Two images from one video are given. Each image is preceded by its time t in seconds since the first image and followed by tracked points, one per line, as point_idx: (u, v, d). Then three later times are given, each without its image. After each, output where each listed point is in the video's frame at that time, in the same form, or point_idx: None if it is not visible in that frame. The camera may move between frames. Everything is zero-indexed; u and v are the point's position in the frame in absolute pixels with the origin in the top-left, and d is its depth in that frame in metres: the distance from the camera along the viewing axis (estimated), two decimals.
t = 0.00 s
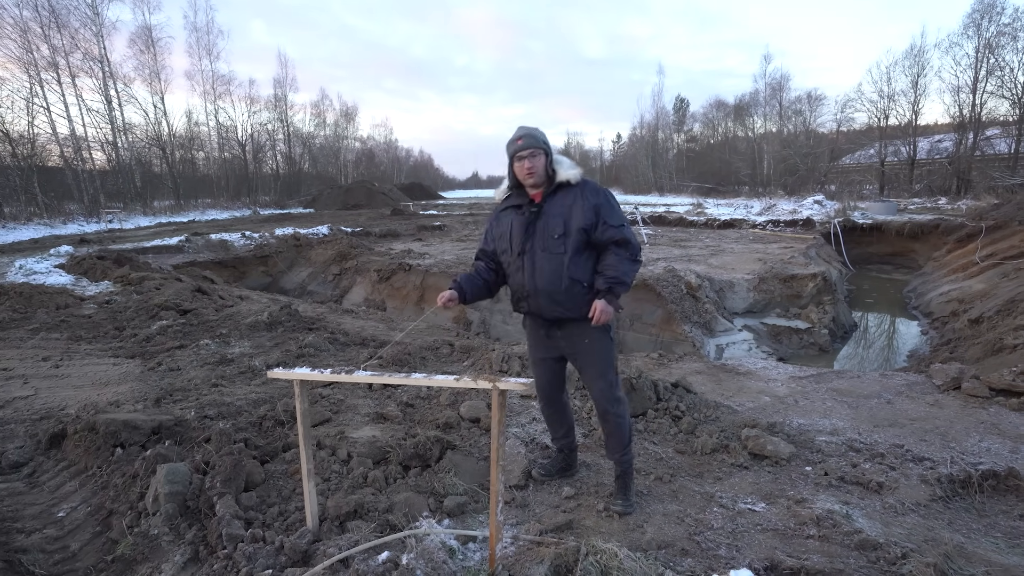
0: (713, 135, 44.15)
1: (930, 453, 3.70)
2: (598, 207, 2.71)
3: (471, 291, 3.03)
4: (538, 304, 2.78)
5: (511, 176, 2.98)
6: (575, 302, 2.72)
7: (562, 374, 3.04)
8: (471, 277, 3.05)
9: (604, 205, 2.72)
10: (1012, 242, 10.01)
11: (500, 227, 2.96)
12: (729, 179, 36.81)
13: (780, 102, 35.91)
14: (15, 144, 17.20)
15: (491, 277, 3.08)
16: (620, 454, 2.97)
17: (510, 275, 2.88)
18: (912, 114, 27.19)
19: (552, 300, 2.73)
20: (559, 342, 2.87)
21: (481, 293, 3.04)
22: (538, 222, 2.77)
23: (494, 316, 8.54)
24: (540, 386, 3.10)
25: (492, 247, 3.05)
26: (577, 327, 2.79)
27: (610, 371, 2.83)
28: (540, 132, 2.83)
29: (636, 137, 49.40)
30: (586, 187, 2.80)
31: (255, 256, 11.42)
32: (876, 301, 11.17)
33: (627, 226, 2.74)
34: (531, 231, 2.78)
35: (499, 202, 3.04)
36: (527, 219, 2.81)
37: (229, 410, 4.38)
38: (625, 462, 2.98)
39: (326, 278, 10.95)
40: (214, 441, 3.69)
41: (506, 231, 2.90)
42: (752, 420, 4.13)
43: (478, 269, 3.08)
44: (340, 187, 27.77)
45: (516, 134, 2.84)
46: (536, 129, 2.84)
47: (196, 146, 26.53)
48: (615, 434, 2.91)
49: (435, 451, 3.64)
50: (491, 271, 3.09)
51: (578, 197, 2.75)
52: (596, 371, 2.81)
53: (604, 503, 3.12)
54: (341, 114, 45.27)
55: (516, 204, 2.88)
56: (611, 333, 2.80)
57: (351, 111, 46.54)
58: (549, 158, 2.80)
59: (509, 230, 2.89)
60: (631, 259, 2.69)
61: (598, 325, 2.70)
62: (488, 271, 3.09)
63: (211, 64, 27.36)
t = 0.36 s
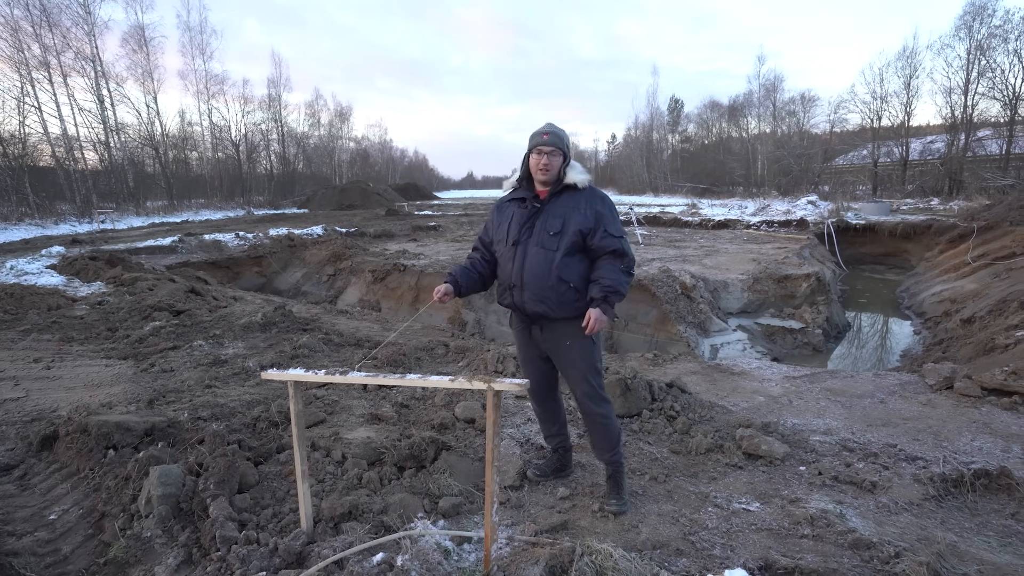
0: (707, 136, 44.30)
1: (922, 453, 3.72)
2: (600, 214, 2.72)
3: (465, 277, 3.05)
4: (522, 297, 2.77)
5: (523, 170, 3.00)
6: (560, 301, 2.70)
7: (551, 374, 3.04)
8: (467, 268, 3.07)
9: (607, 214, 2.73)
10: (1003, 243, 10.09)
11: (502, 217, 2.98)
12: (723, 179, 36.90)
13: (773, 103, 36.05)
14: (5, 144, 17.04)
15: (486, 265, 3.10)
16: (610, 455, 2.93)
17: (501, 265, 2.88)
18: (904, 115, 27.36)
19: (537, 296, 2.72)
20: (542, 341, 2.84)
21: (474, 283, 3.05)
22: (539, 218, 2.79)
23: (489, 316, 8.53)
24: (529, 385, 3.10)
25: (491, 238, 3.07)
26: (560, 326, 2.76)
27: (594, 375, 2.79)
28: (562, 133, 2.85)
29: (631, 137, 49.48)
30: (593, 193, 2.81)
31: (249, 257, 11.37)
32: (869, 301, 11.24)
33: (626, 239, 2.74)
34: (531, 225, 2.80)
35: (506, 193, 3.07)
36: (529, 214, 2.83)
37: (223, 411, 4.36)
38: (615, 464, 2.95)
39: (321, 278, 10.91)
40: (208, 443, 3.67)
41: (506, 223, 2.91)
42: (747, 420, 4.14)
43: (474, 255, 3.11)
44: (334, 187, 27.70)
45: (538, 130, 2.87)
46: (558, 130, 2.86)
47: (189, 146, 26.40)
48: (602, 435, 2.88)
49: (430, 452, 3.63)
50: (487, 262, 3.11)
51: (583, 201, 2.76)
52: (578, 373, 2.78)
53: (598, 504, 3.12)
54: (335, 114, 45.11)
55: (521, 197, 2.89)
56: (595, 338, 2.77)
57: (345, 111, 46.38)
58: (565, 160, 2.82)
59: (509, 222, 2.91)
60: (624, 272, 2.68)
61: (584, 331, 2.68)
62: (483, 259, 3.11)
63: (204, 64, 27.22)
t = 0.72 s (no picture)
0: (704, 136, 44.41)
1: (917, 452, 3.73)
2: (589, 209, 2.71)
3: (463, 279, 3.07)
4: (518, 297, 2.79)
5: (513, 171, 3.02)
6: (553, 300, 2.70)
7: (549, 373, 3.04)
8: (465, 270, 3.09)
9: (596, 208, 2.71)
10: (997, 243, 10.14)
11: (495, 217, 2.99)
12: (719, 180, 36.98)
13: (769, 103, 36.14)
14: None
15: (484, 266, 3.11)
16: (605, 453, 2.94)
17: (496, 266, 2.91)
18: (899, 115, 27.46)
19: (532, 295, 2.73)
20: (539, 340, 2.85)
21: (473, 287, 3.07)
22: (529, 217, 2.80)
23: (486, 315, 8.52)
24: (527, 384, 3.11)
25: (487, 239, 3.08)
26: (556, 326, 2.76)
27: (590, 373, 2.78)
28: (549, 131, 2.85)
29: (627, 137, 49.52)
30: (583, 188, 2.79)
31: (244, 256, 11.33)
32: (864, 301, 11.27)
33: (617, 232, 2.71)
34: (521, 225, 2.82)
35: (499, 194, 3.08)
36: (519, 213, 2.84)
37: (218, 411, 4.34)
38: (610, 462, 2.96)
39: (316, 278, 10.89)
40: (203, 442, 3.65)
41: (499, 224, 2.93)
42: (742, 419, 4.16)
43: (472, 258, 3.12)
44: (330, 186, 27.62)
45: (523, 130, 2.88)
46: (544, 128, 2.86)
47: (184, 145, 26.29)
48: (598, 434, 2.87)
49: (427, 452, 3.63)
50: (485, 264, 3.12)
51: (572, 197, 2.75)
52: (573, 372, 2.77)
53: (595, 503, 3.12)
54: (331, 113, 44.98)
55: (511, 197, 2.90)
56: (592, 336, 2.76)
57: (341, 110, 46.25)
58: (552, 157, 2.82)
59: (502, 222, 2.93)
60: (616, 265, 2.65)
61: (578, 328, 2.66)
62: (481, 260, 3.12)
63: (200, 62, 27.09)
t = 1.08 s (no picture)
0: (698, 135, 44.54)
1: (911, 450, 3.76)
2: (582, 206, 2.70)
3: (461, 288, 3.05)
4: (522, 302, 2.80)
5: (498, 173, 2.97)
6: (558, 302, 2.72)
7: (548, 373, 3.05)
8: (462, 277, 3.07)
9: (588, 204, 2.70)
10: (989, 242, 10.22)
11: (487, 222, 2.97)
12: (714, 179, 37.11)
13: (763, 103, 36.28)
14: None
15: (480, 271, 3.10)
16: (588, 454, 2.93)
17: (495, 272, 2.90)
18: (892, 115, 27.60)
19: (536, 299, 2.74)
20: (546, 341, 2.86)
21: (473, 292, 3.07)
22: (524, 221, 2.78)
23: (481, 315, 8.51)
24: (529, 384, 3.13)
25: (480, 244, 3.07)
26: (560, 326, 2.78)
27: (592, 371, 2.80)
28: (528, 129, 2.80)
29: (622, 136, 49.59)
30: (573, 184, 2.78)
31: (239, 255, 11.28)
32: (857, 299, 11.34)
33: (613, 226, 2.71)
34: (516, 229, 2.80)
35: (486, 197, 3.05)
36: (513, 217, 2.82)
37: (212, 411, 4.32)
38: (592, 463, 2.93)
39: (311, 277, 10.85)
40: (198, 443, 3.63)
41: (493, 229, 2.92)
42: (738, 418, 4.17)
43: (468, 264, 3.10)
44: (325, 185, 27.52)
45: (503, 131, 2.82)
46: (524, 126, 2.81)
47: (178, 143, 26.12)
48: (587, 432, 2.86)
49: (423, 451, 3.62)
50: (481, 268, 3.10)
51: (564, 195, 2.73)
52: (573, 370, 2.79)
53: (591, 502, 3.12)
54: (326, 112, 44.80)
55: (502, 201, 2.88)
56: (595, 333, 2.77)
57: (336, 109, 46.08)
58: (538, 156, 2.78)
59: (496, 227, 2.91)
60: (616, 260, 2.66)
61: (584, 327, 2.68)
62: (476, 264, 3.10)
63: (193, 61, 26.93)
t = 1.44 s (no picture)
0: (694, 137, 44.69)
1: (905, 451, 3.77)
2: (596, 219, 2.63)
3: (459, 282, 3.04)
4: (522, 311, 2.80)
5: (513, 171, 2.94)
6: (558, 316, 2.70)
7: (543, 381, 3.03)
8: (462, 271, 3.06)
9: (602, 218, 2.64)
10: (982, 245, 10.29)
11: (496, 222, 2.95)
12: (709, 181, 37.23)
13: (759, 105, 36.43)
14: None
15: (481, 266, 3.09)
16: (571, 466, 2.87)
17: (498, 275, 2.89)
18: (886, 117, 27.76)
19: (536, 309, 2.73)
20: (543, 350, 2.85)
21: (472, 289, 3.07)
22: (533, 227, 2.76)
23: (477, 316, 8.49)
24: (525, 390, 3.11)
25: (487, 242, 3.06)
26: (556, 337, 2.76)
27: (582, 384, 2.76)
28: (549, 133, 2.74)
29: (618, 138, 49.69)
30: (589, 195, 2.71)
31: (234, 255, 11.23)
32: (852, 301, 11.39)
33: (626, 242, 2.63)
34: (524, 236, 2.78)
35: (498, 195, 3.03)
36: (522, 222, 2.80)
37: (206, 412, 4.29)
38: (574, 475, 2.87)
39: (306, 278, 10.81)
40: (191, 445, 3.60)
41: (501, 230, 2.90)
42: (733, 420, 4.18)
43: (469, 258, 3.09)
44: (320, 185, 27.45)
45: (524, 131, 2.77)
46: (546, 129, 2.75)
47: (172, 143, 26.00)
48: (572, 443, 2.81)
49: (418, 453, 3.60)
50: (484, 265, 3.10)
51: (578, 207, 2.68)
52: (564, 381, 2.77)
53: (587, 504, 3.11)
54: (322, 113, 44.68)
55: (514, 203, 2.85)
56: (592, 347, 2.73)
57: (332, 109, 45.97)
58: (557, 162, 2.74)
59: (503, 229, 2.89)
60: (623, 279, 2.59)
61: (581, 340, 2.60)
62: (477, 259, 3.09)
63: (188, 60, 26.81)
